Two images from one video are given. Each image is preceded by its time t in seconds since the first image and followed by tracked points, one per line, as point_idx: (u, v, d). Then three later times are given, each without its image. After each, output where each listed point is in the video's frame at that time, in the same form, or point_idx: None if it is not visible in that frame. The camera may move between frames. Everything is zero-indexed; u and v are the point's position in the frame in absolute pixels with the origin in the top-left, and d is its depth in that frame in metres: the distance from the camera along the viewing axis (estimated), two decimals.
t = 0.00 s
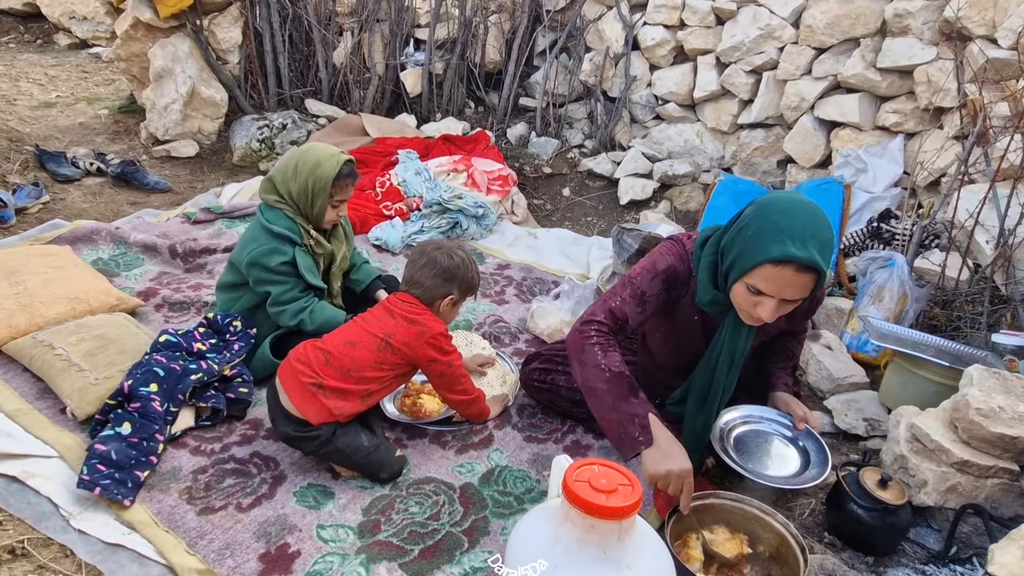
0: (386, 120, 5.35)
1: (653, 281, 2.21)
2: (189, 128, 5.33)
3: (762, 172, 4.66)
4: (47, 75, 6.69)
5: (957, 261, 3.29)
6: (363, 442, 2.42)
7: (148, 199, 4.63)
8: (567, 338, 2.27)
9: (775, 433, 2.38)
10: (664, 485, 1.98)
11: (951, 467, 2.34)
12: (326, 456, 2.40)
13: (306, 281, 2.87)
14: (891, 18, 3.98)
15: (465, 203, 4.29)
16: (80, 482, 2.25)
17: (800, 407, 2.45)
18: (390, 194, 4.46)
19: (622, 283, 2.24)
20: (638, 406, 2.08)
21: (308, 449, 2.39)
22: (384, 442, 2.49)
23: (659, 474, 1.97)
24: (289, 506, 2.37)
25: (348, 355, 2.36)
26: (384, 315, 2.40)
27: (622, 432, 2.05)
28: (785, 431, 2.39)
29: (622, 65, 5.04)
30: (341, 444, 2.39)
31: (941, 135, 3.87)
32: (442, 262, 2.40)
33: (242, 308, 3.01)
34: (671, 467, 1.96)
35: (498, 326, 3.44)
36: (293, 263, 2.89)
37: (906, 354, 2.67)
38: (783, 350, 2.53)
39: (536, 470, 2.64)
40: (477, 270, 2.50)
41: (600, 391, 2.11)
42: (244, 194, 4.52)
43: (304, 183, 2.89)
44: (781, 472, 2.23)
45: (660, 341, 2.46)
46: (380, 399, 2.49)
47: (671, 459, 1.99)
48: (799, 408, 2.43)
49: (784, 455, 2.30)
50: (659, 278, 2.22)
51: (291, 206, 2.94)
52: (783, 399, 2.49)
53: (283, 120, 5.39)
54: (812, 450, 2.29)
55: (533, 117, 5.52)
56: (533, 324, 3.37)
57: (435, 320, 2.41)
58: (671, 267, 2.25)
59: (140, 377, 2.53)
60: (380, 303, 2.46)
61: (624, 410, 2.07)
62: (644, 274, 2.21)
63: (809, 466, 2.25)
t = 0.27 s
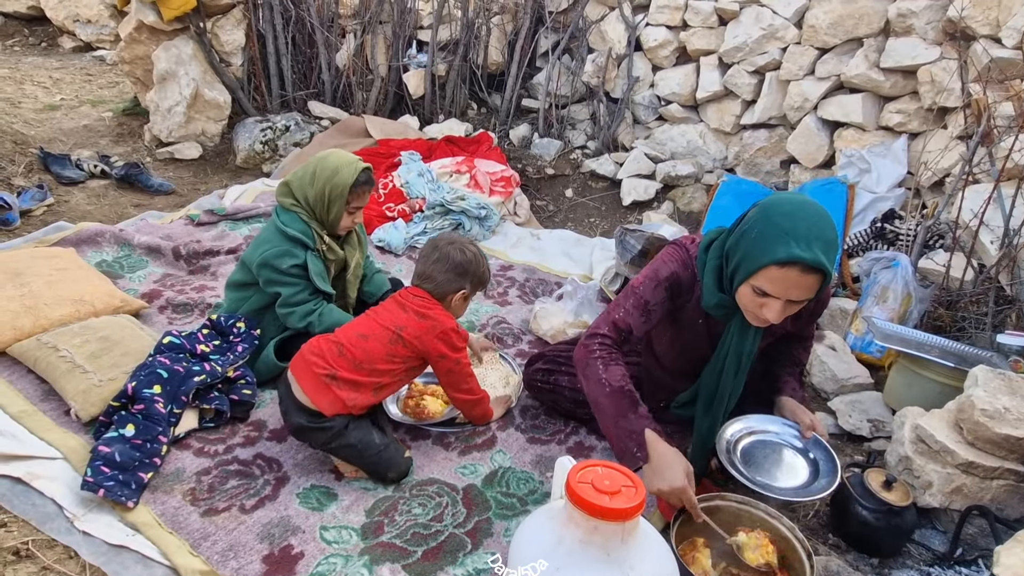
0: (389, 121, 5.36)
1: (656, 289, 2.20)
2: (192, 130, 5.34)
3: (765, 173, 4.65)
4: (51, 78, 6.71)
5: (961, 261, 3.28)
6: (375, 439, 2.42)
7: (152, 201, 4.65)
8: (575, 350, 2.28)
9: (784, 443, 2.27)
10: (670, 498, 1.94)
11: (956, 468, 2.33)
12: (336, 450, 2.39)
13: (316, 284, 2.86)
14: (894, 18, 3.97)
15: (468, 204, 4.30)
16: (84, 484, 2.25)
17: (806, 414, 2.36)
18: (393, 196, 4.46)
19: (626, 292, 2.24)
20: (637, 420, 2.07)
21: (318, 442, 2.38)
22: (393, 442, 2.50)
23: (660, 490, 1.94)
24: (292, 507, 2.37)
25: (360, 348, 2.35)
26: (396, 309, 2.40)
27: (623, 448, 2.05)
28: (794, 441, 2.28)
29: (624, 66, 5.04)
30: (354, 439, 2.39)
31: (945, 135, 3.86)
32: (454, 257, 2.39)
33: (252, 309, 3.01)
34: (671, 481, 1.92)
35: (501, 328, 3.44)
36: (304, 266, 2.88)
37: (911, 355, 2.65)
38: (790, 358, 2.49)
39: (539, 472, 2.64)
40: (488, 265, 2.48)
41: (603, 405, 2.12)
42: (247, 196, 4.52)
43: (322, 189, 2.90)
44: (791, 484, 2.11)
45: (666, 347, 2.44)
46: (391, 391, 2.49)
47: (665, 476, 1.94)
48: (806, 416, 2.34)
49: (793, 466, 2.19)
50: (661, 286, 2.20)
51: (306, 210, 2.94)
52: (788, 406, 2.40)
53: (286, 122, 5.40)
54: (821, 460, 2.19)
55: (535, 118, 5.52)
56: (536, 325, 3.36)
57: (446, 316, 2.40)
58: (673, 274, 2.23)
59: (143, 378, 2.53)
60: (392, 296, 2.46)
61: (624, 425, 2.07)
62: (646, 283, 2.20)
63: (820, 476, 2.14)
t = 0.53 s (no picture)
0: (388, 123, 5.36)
1: (655, 284, 2.20)
2: (190, 132, 5.34)
3: (764, 172, 4.65)
4: (49, 81, 6.71)
5: (961, 260, 3.28)
6: (394, 429, 2.43)
7: (151, 203, 4.64)
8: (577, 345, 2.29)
9: (784, 454, 2.27)
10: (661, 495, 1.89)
11: (956, 467, 2.33)
12: (357, 443, 2.39)
13: (315, 287, 2.86)
14: (892, 17, 3.97)
15: (467, 204, 4.33)
16: (83, 487, 2.25)
17: (805, 427, 2.37)
18: (392, 197, 4.46)
19: (626, 288, 2.24)
20: (635, 414, 2.07)
21: (338, 436, 2.37)
22: (410, 433, 2.50)
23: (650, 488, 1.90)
24: (292, 509, 2.37)
25: (367, 344, 2.36)
26: (401, 304, 2.41)
27: (619, 444, 2.06)
28: (794, 453, 2.28)
29: (623, 66, 5.05)
30: (373, 430, 2.38)
31: (944, 134, 3.86)
32: (462, 255, 2.40)
33: (251, 311, 3.00)
34: (660, 477, 1.87)
35: (500, 328, 3.43)
36: (303, 269, 2.88)
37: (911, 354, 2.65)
38: (789, 370, 2.47)
39: (539, 472, 2.63)
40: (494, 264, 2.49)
41: (602, 400, 2.13)
42: (246, 198, 4.52)
43: (323, 191, 2.89)
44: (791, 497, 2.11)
45: (666, 342, 2.43)
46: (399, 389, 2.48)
47: (651, 474, 1.90)
48: (806, 428, 2.35)
49: (794, 478, 2.19)
50: (660, 281, 2.20)
51: (307, 212, 2.93)
52: (788, 416, 2.42)
53: (285, 124, 5.40)
54: (822, 471, 2.20)
55: (534, 118, 5.53)
56: (535, 325, 3.36)
57: (449, 312, 2.40)
58: (672, 268, 2.23)
59: (142, 381, 2.53)
60: (398, 292, 2.46)
61: (619, 421, 2.07)
62: (646, 278, 2.20)
63: (821, 489, 2.15)
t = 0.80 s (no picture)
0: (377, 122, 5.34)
1: (643, 269, 2.22)
2: (178, 133, 5.31)
3: (754, 169, 4.67)
4: (34, 82, 6.64)
5: (949, 255, 3.31)
6: (385, 437, 2.43)
7: (138, 205, 4.61)
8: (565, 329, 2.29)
9: (771, 450, 2.24)
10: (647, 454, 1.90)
11: (946, 460, 2.35)
12: (349, 456, 2.41)
13: (309, 287, 2.87)
14: (879, 14, 4.00)
15: (458, 204, 4.30)
16: (72, 492, 2.23)
17: (793, 427, 2.33)
18: (382, 196, 4.45)
19: (615, 272, 2.26)
20: (619, 382, 2.04)
21: (328, 454, 2.39)
22: (402, 437, 2.49)
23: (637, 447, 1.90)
24: (284, 511, 2.36)
25: (351, 361, 2.34)
26: (384, 315, 2.37)
27: (605, 412, 2.03)
28: (781, 450, 2.25)
29: (612, 64, 5.06)
30: (364, 443, 2.40)
31: (931, 130, 3.89)
32: (446, 262, 2.33)
33: (241, 313, 2.98)
34: (649, 435, 1.88)
35: (492, 327, 3.43)
36: (295, 269, 2.88)
37: (899, 347, 2.69)
38: (774, 373, 2.47)
39: (533, 471, 2.63)
40: (478, 265, 2.44)
41: (587, 373, 2.11)
42: (235, 198, 4.49)
43: (311, 191, 2.87)
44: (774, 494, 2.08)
45: (657, 333, 2.44)
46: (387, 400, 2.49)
47: (636, 433, 1.91)
48: (793, 428, 2.31)
49: (779, 475, 2.16)
50: (648, 266, 2.22)
51: (295, 213, 2.91)
52: (774, 415, 2.37)
53: (273, 124, 5.37)
54: (807, 472, 2.16)
55: (524, 117, 5.53)
56: (528, 324, 3.35)
57: (434, 322, 2.37)
58: (660, 254, 2.26)
59: (131, 385, 2.51)
60: (381, 299, 2.42)
61: (604, 388, 2.05)
62: (634, 263, 2.23)
63: (805, 487, 2.11)
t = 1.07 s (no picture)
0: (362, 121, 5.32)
1: (626, 259, 2.24)
2: (160, 135, 5.26)
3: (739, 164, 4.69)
4: (11, 84, 6.55)
5: (932, 246, 3.34)
6: (357, 451, 2.43)
7: (120, 208, 4.55)
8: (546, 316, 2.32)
9: (761, 442, 2.26)
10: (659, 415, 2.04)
11: (932, 449, 2.37)
12: (325, 475, 2.42)
13: (295, 289, 2.85)
14: (860, 9, 4.04)
15: (445, 203, 4.27)
16: (56, 501, 2.19)
17: (783, 417, 2.36)
18: (369, 196, 4.43)
19: (597, 262, 2.27)
20: (618, 354, 2.12)
21: (304, 475, 2.40)
22: (378, 442, 2.49)
23: (653, 407, 2.02)
24: (273, 515, 2.34)
25: (315, 386, 2.31)
26: (347, 334, 2.33)
27: (613, 384, 2.11)
28: (771, 442, 2.27)
29: (597, 60, 5.07)
30: (336, 463, 2.40)
31: (913, 122, 3.92)
32: (400, 278, 2.25)
33: (228, 316, 2.95)
34: (663, 393, 2.02)
35: (481, 326, 3.42)
36: (280, 271, 2.86)
37: (885, 338, 2.71)
38: (760, 365, 2.49)
39: (524, 469, 2.63)
40: (438, 272, 2.36)
41: (584, 352, 2.17)
42: (219, 200, 4.45)
43: (291, 194, 2.84)
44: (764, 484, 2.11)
45: (645, 324, 2.45)
46: (358, 415, 2.47)
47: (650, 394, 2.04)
48: (783, 419, 2.34)
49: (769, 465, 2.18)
50: (632, 254, 2.25)
51: (277, 216, 2.89)
52: (764, 407, 2.40)
53: (257, 124, 5.32)
54: (796, 461, 2.19)
55: (510, 114, 5.53)
56: (516, 322, 3.35)
57: (400, 338, 2.33)
58: (644, 244, 2.27)
59: (115, 391, 2.48)
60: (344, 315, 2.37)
61: (609, 361, 2.13)
62: (617, 253, 2.25)
63: (793, 478, 2.14)
